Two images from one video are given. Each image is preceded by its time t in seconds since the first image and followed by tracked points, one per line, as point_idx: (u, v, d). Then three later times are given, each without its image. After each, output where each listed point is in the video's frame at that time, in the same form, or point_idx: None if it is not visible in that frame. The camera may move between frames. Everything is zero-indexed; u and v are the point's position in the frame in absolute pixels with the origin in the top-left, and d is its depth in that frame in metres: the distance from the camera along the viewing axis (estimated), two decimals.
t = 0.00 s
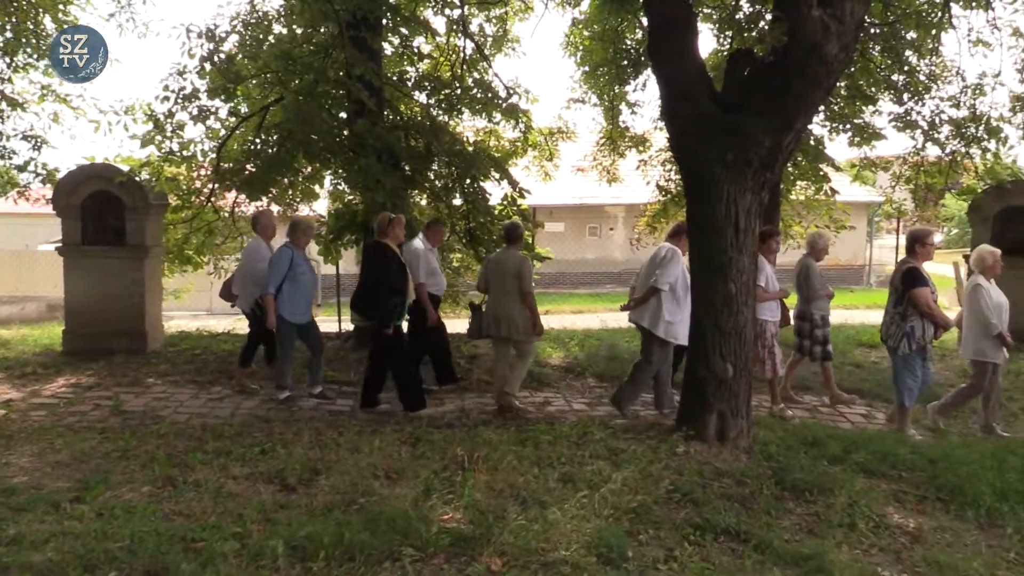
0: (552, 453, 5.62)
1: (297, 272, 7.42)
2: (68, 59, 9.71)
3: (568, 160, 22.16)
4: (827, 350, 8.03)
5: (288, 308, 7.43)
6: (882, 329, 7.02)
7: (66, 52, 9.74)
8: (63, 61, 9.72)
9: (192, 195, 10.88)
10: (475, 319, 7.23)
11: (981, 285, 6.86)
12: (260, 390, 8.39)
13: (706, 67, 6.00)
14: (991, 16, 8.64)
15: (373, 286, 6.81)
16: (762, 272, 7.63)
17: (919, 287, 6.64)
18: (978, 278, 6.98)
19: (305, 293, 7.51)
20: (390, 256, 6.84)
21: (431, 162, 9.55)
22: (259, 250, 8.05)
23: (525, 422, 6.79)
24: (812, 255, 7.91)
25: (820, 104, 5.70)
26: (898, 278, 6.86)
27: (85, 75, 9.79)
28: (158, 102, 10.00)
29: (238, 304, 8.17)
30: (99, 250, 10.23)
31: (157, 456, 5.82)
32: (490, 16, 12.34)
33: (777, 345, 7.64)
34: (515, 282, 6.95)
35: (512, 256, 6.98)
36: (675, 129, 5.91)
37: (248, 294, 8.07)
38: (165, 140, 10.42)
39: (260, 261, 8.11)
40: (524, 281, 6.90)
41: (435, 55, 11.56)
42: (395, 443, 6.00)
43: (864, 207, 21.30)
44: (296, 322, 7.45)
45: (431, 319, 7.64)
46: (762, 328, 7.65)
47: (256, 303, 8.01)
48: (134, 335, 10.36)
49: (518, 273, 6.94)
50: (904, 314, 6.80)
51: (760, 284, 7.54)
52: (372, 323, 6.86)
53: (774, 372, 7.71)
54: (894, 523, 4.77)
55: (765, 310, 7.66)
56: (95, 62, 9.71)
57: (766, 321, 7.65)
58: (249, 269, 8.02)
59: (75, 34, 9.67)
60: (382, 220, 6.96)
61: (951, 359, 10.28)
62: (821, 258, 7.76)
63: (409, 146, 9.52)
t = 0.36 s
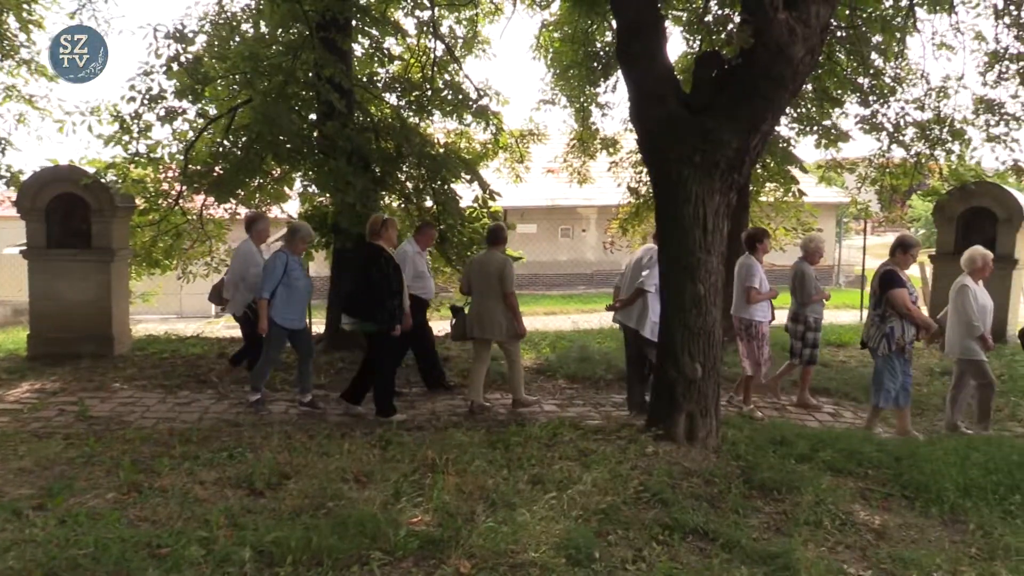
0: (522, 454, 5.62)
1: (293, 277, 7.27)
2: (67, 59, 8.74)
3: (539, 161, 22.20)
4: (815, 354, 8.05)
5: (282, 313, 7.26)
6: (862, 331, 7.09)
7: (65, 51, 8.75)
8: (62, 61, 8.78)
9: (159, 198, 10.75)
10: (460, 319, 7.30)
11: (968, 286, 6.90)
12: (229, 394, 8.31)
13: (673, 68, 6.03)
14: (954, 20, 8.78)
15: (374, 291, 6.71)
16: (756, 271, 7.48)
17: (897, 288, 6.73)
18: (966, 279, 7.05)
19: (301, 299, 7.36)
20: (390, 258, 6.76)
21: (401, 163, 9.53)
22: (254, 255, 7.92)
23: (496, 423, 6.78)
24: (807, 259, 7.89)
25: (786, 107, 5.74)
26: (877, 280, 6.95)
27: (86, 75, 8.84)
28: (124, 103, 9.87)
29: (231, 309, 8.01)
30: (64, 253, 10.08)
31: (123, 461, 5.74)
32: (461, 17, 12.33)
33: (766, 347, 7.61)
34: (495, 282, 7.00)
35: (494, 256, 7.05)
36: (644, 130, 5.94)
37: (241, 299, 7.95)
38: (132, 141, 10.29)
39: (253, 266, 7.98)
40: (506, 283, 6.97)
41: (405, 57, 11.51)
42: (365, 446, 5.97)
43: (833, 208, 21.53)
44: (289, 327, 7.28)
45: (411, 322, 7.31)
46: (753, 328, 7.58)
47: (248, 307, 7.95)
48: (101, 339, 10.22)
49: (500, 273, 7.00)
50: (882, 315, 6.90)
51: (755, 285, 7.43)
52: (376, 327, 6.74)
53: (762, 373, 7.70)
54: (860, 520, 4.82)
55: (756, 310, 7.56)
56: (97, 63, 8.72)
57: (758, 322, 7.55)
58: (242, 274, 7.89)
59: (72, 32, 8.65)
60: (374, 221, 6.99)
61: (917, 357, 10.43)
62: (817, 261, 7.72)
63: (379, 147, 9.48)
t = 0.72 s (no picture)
0: (486, 457, 5.61)
1: (276, 279, 7.24)
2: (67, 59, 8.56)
3: (504, 163, 22.22)
4: (799, 355, 8.10)
5: (267, 315, 7.21)
6: (838, 330, 7.20)
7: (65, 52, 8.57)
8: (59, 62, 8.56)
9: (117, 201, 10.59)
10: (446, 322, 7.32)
11: (949, 288, 6.94)
12: (189, 400, 8.20)
13: (634, 71, 6.07)
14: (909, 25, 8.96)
15: (348, 294, 6.64)
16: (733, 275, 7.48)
17: (871, 287, 6.88)
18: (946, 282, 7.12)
19: (285, 302, 7.29)
20: (367, 262, 6.71)
21: (364, 165, 9.47)
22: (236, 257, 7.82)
23: (460, 426, 6.76)
24: (782, 260, 7.95)
25: (745, 110, 5.81)
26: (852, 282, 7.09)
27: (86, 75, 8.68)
28: (80, 104, 9.70)
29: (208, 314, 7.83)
30: (19, 258, 9.88)
31: (79, 469, 5.63)
32: (424, 20, 12.32)
33: (745, 350, 7.66)
34: (483, 285, 7.10)
35: (483, 260, 7.11)
36: (605, 132, 5.97)
37: (221, 303, 7.76)
38: (89, 143, 10.11)
39: (236, 271, 7.79)
40: (494, 285, 7.07)
41: (368, 59, 11.45)
42: (327, 450, 5.91)
43: (794, 209, 21.79)
44: (274, 329, 7.22)
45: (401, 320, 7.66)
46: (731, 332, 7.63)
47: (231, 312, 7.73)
48: (57, 346, 10.03)
49: (488, 275, 7.08)
50: (857, 316, 7.01)
51: (731, 289, 7.46)
52: (348, 331, 6.68)
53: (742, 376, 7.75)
54: (819, 517, 4.89)
55: (734, 313, 7.62)
56: (97, 63, 8.53)
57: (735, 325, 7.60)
58: (223, 277, 7.72)
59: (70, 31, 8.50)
60: (354, 224, 6.82)
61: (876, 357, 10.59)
62: (791, 260, 7.78)
63: (341, 150, 9.42)
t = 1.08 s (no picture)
0: (460, 458, 5.59)
1: (268, 282, 7.13)
2: (67, 59, 9.14)
3: (479, 164, 22.18)
4: (785, 355, 8.05)
5: (258, 319, 7.09)
6: (818, 331, 7.23)
7: (66, 53, 9.15)
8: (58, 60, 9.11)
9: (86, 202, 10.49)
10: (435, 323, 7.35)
11: (936, 289, 7.02)
12: (159, 404, 8.10)
13: (606, 71, 6.09)
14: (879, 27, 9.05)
15: (335, 297, 6.63)
16: (728, 280, 7.52)
17: (849, 287, 6.89)
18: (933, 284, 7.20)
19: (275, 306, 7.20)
20: (354, 265, 6.68)
21: (337, 166, 9.38)
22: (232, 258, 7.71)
23: (434, 427, 6.73)
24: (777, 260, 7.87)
25: (717, 110, 5.84)
26: (831, 281, 7.10)
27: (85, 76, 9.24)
28: (47, 104, 9.56)
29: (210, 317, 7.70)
30: None
31: (46, 474, 5.55)
32: (397, 20, 12.27)
33: (740, 352, 7.71)
34: (471, 284, 7.13)
35: (470, 260, 7.13)
36: (578, 132, 5.98)
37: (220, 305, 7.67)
38: (56, 143, 9.96)
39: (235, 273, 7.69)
40: (482, 286, 7.10)
41: (342, 60, 11.40)
42: (300, 453, 5.86)
43: (767, 209, 21.97)
44: (266, 333, 7.12)
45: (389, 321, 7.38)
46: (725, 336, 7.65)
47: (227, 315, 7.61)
48: (24, 349, 9.87)
49: (475, 275, 7.11)
50: (836, 316, 7.03)
51: (725, 292, 7.48)
52: (337, 334, 6.65)
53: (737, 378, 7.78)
54: (791, 515, 4.93)
55: (730, 317, 7.62)
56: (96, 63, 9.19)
57: (729, 329, 7.62)
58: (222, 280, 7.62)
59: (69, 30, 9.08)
60: (344, 227, 6.82)
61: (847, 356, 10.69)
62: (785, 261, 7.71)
63: (314, 150, 9.35)
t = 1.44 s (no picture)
0: (434, 458, 5.58)
1: (263, 285, 7.08)
2: (68, 59, 9.16)
3: (454, 163, 22.15)
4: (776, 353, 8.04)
5: (256, 322, 7.06)
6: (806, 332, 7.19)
7: (64, 53, 9.11)
8: (58, 60, 9.10)
9: (55, 202, 10.40)
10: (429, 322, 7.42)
11: (934, 286, 6.94)
12: (130, 406, 8.00)
13: (579, 70, 6.09)
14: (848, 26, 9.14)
15: (333, 293, 6.75)
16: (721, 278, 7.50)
17: (838, 288, 6.90)
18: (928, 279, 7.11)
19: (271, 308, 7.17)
20: (350, 262, 6.81)
21: (310, 165, 9.30)
22: (227, 258, 7.64)
23: (409, 427, 6.71)
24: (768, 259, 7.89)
25: (688, 109, 5.86)
26: (821, 282, 7.09)
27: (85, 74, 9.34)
28: (15, 104, 9.44)
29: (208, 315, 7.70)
30: None
31: (14, 479, 5.47)
32: (370, 18, 12.23)
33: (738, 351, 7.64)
34: (461, 284, 7.13)
35: (460, 259, 7.18)
36: (552, 131, 5.98)
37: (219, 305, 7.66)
38: (24, 144, 9.82)
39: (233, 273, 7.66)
40: (472, 285, 7.11)
41: (315, 58, 11.34)
42: (273, 455, 5.82)
43: (741, 206, 22.12)
44: (265, 336, 7.09)
45: (383, 323, 7.40)
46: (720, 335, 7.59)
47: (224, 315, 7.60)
48: None
49: (467, 275, 7.12)
50: (825, 318, 7.00)
51: (719, 288, 7.46)
52: (336, 331, 6.75)
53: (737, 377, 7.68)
54: (764, 510, 4.96)
55: (722, 315, 7.59)
56: (96, 62, 9.38)
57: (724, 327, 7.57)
58: (220, 279, 7.59)
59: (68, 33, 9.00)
60: (342, 226, 6.96)
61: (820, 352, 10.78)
62: (776, 260, 7.75)
63: (286, 149, 9.27)
